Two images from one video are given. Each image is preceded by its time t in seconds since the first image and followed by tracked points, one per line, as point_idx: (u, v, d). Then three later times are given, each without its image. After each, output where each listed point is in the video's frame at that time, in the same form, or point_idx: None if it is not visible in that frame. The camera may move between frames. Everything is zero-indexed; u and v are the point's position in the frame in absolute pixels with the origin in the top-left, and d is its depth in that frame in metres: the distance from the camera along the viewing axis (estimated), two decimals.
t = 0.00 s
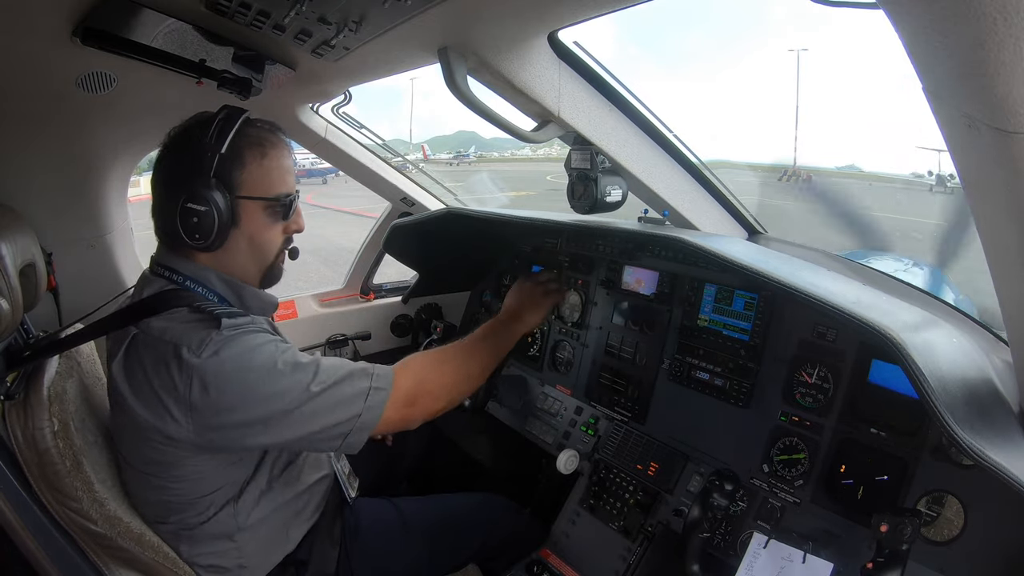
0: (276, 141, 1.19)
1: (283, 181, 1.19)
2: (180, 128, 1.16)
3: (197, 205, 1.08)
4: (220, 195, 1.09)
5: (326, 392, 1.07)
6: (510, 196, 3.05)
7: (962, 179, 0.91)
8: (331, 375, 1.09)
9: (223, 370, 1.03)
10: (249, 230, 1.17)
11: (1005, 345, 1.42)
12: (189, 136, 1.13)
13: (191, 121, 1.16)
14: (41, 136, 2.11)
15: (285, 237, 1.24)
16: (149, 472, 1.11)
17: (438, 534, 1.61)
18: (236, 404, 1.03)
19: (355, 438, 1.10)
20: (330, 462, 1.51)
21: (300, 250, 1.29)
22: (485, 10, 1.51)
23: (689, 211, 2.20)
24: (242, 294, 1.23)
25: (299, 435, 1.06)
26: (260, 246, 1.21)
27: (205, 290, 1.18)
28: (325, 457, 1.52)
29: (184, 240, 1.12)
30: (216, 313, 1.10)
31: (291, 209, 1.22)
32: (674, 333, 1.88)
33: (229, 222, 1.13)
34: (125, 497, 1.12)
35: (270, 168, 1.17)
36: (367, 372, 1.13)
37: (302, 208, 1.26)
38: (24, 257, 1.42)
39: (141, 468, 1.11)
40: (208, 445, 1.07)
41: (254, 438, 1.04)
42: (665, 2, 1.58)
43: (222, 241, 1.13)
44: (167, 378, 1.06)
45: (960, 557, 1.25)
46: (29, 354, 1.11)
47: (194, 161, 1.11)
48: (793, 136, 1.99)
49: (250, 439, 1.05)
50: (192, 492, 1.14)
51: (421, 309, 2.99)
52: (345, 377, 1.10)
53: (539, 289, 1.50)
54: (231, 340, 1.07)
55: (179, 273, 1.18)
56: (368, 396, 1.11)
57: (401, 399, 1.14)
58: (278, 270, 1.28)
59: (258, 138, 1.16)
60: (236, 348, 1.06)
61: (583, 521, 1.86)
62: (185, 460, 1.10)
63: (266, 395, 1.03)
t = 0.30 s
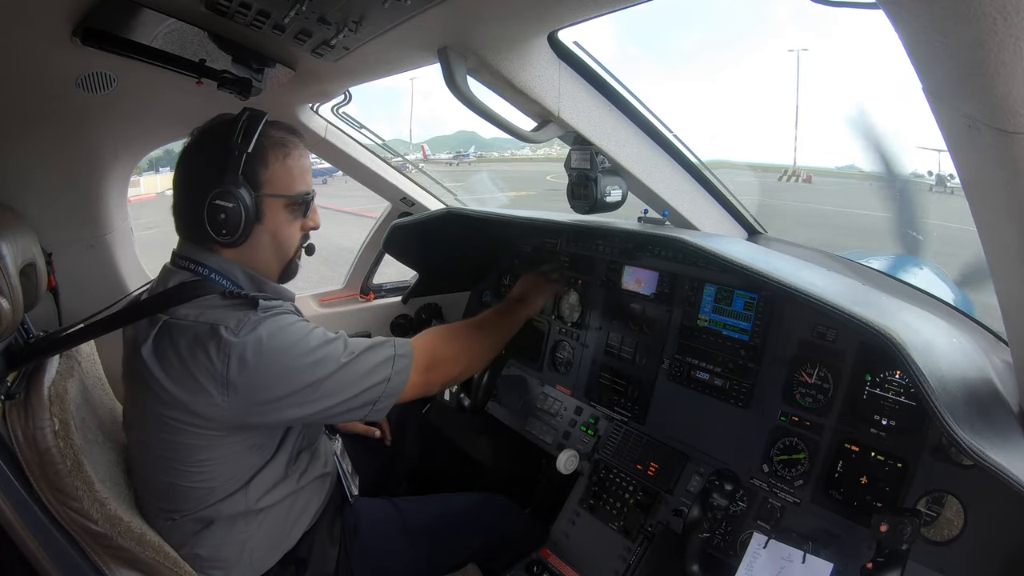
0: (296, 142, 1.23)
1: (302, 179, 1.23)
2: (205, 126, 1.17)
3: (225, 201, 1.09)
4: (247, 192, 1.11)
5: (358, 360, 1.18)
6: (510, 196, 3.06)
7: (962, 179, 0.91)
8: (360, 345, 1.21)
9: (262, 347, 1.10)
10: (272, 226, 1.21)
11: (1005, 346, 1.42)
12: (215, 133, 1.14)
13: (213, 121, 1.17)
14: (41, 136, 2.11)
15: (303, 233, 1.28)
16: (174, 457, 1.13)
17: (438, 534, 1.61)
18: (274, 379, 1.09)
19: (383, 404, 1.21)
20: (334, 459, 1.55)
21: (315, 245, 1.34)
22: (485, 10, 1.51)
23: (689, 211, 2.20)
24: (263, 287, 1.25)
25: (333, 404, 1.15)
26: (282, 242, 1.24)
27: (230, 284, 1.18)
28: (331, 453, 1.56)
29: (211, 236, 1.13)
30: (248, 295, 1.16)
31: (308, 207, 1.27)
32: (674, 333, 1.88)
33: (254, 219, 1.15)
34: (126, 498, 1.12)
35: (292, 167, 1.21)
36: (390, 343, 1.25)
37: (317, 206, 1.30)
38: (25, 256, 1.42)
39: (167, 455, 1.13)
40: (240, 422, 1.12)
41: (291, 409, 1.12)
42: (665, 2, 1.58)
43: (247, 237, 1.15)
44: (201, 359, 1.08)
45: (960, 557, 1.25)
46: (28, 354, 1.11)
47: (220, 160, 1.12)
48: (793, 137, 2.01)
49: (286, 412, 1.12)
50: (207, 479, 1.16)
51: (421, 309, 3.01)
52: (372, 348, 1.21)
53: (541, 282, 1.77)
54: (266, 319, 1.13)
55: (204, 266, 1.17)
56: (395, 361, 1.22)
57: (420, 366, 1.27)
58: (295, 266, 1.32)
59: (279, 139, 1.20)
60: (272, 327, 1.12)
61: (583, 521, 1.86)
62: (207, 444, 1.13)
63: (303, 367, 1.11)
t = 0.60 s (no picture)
0: (291, 139, 1.24)
1: (299, 177, 1.24)
2: (206, 123, 1.17)
3: (224, 195, 1.09)
4: (246, 187, 1.12)
5: (354, 360, 1.17)
6: (510, 196, 3.06)
7: (962, 179, 0.91)
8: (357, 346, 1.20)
9: (258, 344, 1.10)
10: (269, 223, 1.21)
11: (1005, 346, 1.42)
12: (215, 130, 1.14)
13: (213, 119, 1.17)
14: (41, 136, 2.11)
15: (299, 231, 1.29)
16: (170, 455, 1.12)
17: (438, 534, 1.61)
18: (269, 376, 1.09)
19: (378, 404, 1.20)
20: (335, 460, 1.55)
21: (312, 242, 1.35)
22: (485, 10, 1.52)
23: (689, 211, 2.20)
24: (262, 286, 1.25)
25: (327, 403, 1.14)
26: (279, 239, 1.25)
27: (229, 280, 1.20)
28: (331, 454, 1.55)
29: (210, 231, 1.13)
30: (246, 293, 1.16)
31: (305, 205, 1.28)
32: (674, 333, 1.88)
33: (253, 214, 1.16)
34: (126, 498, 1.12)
35: (290, 165, 1.21)
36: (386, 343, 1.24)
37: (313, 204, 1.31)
38: (25, 256, 1.43)
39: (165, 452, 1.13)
40: (237, 419, 1.12)
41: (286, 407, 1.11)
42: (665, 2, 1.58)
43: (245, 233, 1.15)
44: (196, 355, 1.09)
45: (960, 557, 1.25)
46: (27, 353, 1.11)
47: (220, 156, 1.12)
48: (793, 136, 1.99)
49: (281, 410, 1.11)
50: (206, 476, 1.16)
51: (422, 309, 3.02)
52: (368, 348, 1.21)
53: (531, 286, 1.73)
54: (262, 317, 1.14)
55: (202, 263, 1.18)
56: (391, 364, 1.21)
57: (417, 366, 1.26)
58: (291, 264, 1.33)
59: (277, 137, 1.21)
60: (269, 324, 1.13)
61: (583, 521, 1.86)
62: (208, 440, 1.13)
63: (299, 364, 1.11)
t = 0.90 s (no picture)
0: (285, 144, 1.30)
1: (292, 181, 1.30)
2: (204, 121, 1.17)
3: (232, 190, 1.11)
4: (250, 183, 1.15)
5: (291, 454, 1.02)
6: (510, 196, 3.09)
7: (962, 179, 0.91)
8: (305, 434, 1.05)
9: (211, 382, 1.03)
10: (265, 223, 1.25)
11: (1005, 346, 1.42)
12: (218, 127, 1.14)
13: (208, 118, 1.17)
14: (41, 136, 2.11)
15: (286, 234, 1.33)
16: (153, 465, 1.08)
17: (439, 534, 1.61)
18: (213, 422, 1.02)
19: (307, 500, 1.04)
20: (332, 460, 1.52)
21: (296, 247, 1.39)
22: (485, 11, 1.52)
23: (689, 211, 2.20)
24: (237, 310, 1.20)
25: (258, 475, 1.03)
26: (270, 240, 1.28)
27: (210, 284, 1.20)
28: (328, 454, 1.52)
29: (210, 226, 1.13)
30: (219, 320, 1.10)
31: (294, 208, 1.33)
32: (674, 332, 1.88)
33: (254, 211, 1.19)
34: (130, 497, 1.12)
35: (287, 168, 1.27)
36: (336, 443, 1.09)
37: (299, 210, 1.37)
38: (24, 256, 1.42)
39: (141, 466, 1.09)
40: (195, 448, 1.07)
41: (225, 454, 1.04)
42: (665, 2, 1.58)
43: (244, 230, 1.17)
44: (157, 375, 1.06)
45: (960, 557, 1.25)
46: (26, 350, 1.11)
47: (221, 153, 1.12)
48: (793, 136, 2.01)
49: (219, 456, 1.04)
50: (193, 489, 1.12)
51: (421, 309, 3.03)
52: (317, 437, 1.06)
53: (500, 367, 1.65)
54: (225, 354, 1.06)
55: (186, 267, 1.19)
56: (328, 472, 1.05)
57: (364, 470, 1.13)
58: (274, 267, 1.35)
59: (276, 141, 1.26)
60: (228, 366, 1.05)
61: (583, 521, 1.86)
62: (182, 460, 1.09)
63: (241, 422, 1.01)
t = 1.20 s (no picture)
0: (277, 149, 1.32)
1: (283, 186, 1.32)
2: (195, 124, 1.16)
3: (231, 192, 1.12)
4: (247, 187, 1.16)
5: (199, 510, 0.98)
6: (510, 196, 3.09)
7: (962, 179, 0.91)
8: (217, 497, 1.00)
9: (156, 405, 1.00)
10: (259, 227, 1.26)
11: (1005, 346, 1.42)
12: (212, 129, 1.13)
13: (200, 121, 1.16)
14: (41, 136, 2.11)
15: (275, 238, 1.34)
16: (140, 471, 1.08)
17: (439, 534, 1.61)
18: (146, 450, 0.99)
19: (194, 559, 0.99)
20: (327, 461, 1.48)
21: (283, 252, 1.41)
22: (486, 11, 1.52)
23: (689, 211, 2.20)
24: (207, 325, 1.16)
25: (169, 512, 1.00)
26: (263, 243, 1.29)
27: (194, 290, 1.21)
28: (324, 456, 1.49)
29: (207, 230, 1.12)
30: (185, 340, 1.06)
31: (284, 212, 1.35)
32: (674, 332, 1.88)
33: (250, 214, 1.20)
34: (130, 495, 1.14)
35: (280, 173, 1.30)
36: (238, 527, 1.02)
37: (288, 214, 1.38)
38: (24, 257, 1.42)
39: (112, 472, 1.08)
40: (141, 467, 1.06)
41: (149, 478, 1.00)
42: (665, 2, 1.58)
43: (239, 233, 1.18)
44: (115, 384, 1.05)
45: (960, 557, 1.25)
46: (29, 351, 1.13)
47: (216, 155, 1.12)
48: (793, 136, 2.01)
49: (145, 477, 1.00)
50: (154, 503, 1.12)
51: (421, 309, 3.01)
52: (219, 512, 1.00)
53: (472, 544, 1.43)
54: (176, 380, 1.02)
55: (170, 272, 1.20)
56: (223, 542, 1.00)
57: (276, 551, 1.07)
58: (263, 271, 1.35)
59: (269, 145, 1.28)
60: (175, 395, 1.01)
61: (583, 521, 1.86)
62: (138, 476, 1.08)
63: (168, 457, 0.98)
